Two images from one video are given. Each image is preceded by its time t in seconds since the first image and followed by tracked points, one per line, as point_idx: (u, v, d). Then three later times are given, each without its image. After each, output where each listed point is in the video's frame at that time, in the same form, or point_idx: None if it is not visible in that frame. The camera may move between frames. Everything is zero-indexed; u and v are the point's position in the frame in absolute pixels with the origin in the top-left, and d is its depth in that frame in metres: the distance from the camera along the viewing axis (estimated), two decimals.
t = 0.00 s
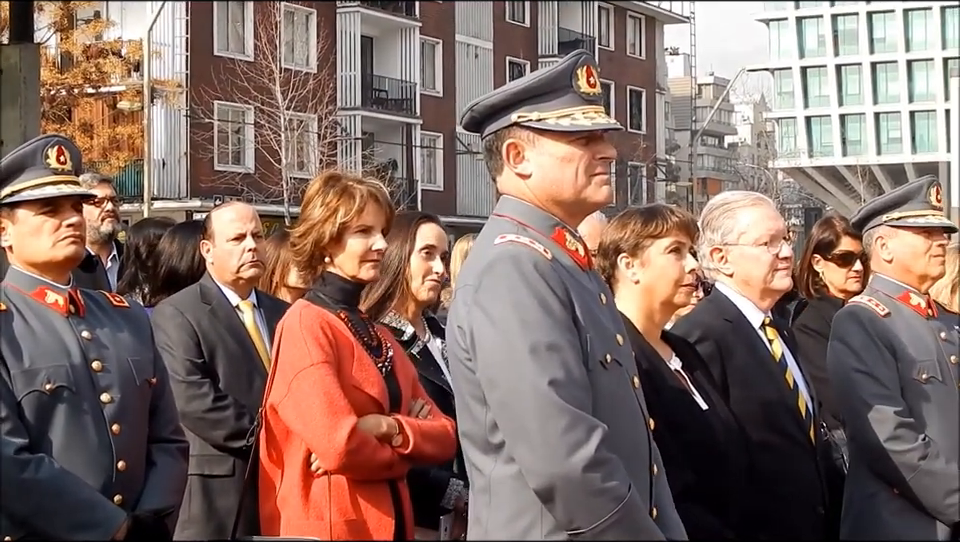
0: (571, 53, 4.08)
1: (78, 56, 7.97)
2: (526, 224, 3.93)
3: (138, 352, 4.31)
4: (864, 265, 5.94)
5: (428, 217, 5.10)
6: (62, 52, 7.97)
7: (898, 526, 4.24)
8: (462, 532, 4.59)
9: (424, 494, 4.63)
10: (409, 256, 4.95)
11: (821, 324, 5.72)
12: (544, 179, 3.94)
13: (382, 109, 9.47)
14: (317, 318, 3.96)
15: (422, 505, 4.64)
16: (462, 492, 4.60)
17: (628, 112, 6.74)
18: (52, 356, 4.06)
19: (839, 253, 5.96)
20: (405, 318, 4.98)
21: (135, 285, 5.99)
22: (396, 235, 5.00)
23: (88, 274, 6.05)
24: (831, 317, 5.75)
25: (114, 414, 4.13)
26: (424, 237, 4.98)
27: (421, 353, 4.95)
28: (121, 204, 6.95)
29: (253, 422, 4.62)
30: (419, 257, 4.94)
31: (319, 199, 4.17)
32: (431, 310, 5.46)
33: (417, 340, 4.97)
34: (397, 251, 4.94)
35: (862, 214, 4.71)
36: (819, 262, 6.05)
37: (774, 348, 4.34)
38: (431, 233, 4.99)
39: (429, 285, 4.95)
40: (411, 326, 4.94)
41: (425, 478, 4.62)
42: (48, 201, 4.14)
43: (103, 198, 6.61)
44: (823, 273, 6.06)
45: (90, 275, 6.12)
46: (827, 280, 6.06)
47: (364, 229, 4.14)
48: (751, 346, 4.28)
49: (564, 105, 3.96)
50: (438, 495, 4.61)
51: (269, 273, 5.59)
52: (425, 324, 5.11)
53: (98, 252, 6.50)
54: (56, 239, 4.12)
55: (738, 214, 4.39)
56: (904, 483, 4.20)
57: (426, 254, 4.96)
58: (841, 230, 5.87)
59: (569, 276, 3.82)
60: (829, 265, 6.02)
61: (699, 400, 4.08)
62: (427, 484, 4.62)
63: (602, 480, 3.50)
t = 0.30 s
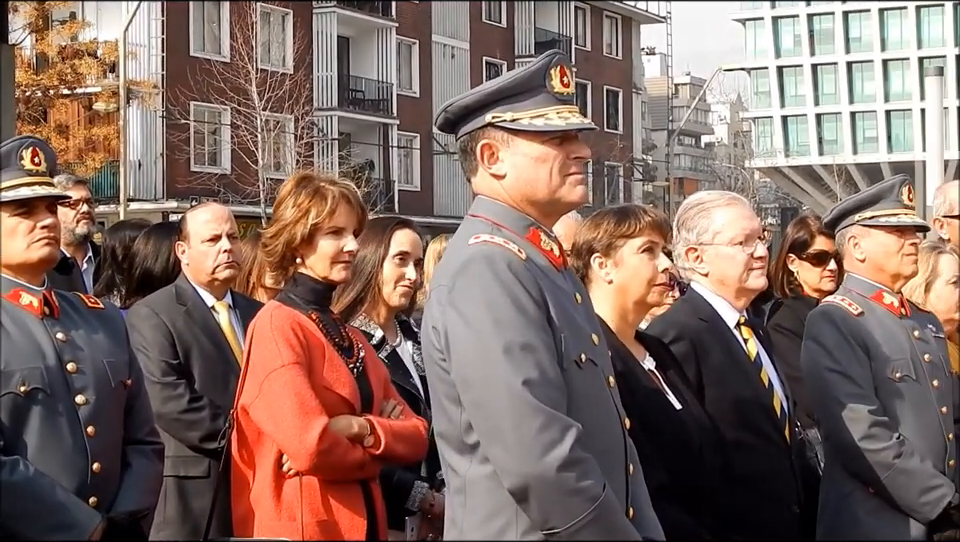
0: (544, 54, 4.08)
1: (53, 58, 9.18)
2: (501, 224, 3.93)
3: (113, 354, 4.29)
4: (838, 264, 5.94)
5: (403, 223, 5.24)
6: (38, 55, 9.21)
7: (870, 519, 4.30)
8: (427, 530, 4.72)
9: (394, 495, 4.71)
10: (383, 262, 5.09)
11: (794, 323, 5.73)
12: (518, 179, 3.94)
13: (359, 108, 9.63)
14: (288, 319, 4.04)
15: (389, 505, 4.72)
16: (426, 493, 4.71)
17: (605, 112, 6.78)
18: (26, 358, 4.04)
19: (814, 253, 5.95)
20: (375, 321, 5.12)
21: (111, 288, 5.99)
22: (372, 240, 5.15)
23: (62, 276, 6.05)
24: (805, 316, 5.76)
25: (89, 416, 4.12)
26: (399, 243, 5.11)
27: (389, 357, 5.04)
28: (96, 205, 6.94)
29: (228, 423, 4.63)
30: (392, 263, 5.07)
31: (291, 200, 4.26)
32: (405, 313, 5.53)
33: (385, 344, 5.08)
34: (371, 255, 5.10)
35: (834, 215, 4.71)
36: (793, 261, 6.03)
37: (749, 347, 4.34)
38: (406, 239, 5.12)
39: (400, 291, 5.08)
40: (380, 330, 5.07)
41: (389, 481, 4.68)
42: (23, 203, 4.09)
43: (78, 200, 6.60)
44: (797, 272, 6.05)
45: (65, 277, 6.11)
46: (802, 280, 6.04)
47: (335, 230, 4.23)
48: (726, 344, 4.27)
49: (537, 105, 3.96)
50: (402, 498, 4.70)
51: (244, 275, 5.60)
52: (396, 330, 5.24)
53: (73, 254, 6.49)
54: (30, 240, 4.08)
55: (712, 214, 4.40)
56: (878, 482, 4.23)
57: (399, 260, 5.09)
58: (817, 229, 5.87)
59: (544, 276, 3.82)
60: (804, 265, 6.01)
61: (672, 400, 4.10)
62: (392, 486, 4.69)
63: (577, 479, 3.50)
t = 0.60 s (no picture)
0: (523, 54, 4.07)
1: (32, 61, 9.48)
2: (479, 222, 3.93)
3: (90, 352, 4.27)
4: (814, 262, 6.00)
5: (372, 221, 5.28)
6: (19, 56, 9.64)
7: (855, 523, 4.23)
8: (405, 525, 4.73)
9: (371, 491, 4.71)
10: (353, 260, 5.11)
11: (771, 321, 5.76)
12: (497, 179, 3.94)
13: (334, 108, 9.69)
14: (263, 318, 4.04)
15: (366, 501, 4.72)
16: (405, 486, 4.70)
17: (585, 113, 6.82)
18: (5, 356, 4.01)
19: (790, 251, 5.99)
20: (347, 318, 5.12)
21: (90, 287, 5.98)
22: (342, 238, 5.15)
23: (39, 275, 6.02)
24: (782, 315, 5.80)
25: (67, 415, 4.11)
26: (369, 240, 5.14)
27: (363, 352, 5.08)
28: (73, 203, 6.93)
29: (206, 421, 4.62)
30: (363, 260, 5.10)
31: (267, 199, 4.27)
32: (373, 311, 5.62)
33: (358, 339, 5.10)
34: (342, 252, 5.10)
35: (811, 212, 4.75)
36: (771, 261, 6.08)
37: (727, 344, 4.38)
38: (376, 237, 5.16)
39: (371, 287, 5.10)
40: (352, 326, 5.08)
41: (366, 475, 4.68)
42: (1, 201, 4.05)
43: (55, 199, 6.60)
44: (775, 271, 6.08)
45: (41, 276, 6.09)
46: (780, 278, 6.07)
47: (311, 229, 4.24)
48: (705, 343, 4.29)
49: (518, 105, 3.96)
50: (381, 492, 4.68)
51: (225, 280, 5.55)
52: (367, 326, 5.27)
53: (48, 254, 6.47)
54: (8, 239, 4.03)
55: (691, 213, 4.40)
56: (857, 479, 4.24)
57: (370, 257, 5.13)
58: (793, 229, 5.91)
59: (525, 276, 3.82)
60: (780, 263, 6.04)
61: (650, 398, 4.11)
62: (370, 480, 4.69)
63: (558, 476, 3.51)
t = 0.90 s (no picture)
0: (503, 48, 4.08)
1: None
2: (457, 218, 3.93)
3: (68, 348, 4.26)
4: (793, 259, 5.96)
5: (346, 216, 5.28)
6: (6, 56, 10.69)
7: (832, 519, 4.33)
8: (378, 522, 4.74)
9: (343, 487, 4.73)
10: (327, 255, 5.13)
11: (747, 316, 5.79)
12: (476, 173, 3.95)
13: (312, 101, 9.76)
14: (239, 314, 4.04)
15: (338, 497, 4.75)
16: (375, 482, 4.74)
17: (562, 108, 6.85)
18: None
19: (768, 247, 5.98)
20: (320, 314, 5.13)
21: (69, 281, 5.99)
22: (315, 233, 5.18)
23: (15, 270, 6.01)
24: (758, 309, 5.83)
25: (44, 411, 4.09)
26: (342, 236, 5.16)
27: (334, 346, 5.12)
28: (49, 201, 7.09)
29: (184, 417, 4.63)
30: (336, 255, 5.12)
31: (244, 194, 4.27)
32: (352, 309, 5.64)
33: (330, 334, 5.14)
34: (317, 247, 5.12)
35: (786, 208, 4.78)
36: (748, 256, 6.06)
37: (705, 340, 4.41)
38: (349, 233, 5.18)
39: (345, 282, 5.12)
40: (324, 322, 5.12)
41: (337, 472, 4.71)
42: None
43: (32, 194, 6.77)
44: (752, 266, 6.06)
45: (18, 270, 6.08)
46: (757, 274, 6.05)
47: (287, 225, 4.24)
48: (683, 339, 4.33)
49: (496, 100, 3.98)
50: (351, 488, 4.71)
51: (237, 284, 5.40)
52: (343, 322, 5.31)
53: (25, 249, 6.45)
54: None
55: (669, 208, 4.42)
56: (834, 474, 4.30)
57: (344, 252, 5.14)
58: (771, 225, 5.91)
59: (502, 271, 3.82)
60: (758, 259, 6.03)
61: (625, 393, 4.15)
62: (339, 477, 4.72)
63: (534, 471, 3.52)
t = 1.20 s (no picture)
0: (481, 46, 4.07)
1: None
2: (433, 216, 3.93)
3: (45, 347, 4.24)
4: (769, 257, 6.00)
5: (332, 217, 5.28)
6: None
7: (805, 517, 4.40)
8: (365, 523, 4.72)
9: (328, 489, 4.76)
10: (314, 255, 5.14)
11: (724, 312, 5.82)
12: (452, 171, 3.95)
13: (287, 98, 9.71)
14: (217, 312, 4.04)
15: (325, 499, 4.76)
16: (362, 483, 4.75)
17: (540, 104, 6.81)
18: None
19: (745, 245, 6.01)
20: (307, 315, 5.14)
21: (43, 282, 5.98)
22: (300, 233, 5.20)
23: None
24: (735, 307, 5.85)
25: (21, 411, 4.08)
26: (327, 237, 5.16)
27: (320, 349, 5.08)
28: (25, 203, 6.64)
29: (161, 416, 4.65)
30: (323, 256, 5.12)
31: (221, 192, 4.26)
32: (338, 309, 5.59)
33: (317, 336, 5.12)
34: (301, 247, 5.16)
35: (760, 205, 4.83)
36: (725, 254, 6.08)
37: (681, 338, 4.42)
38: (335, 233, 5.18)
39: (332, 283, 5.12)
40: (311, 323, 5.11)
41: (324, 473, 4.75)
42: None
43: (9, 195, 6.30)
44: (729, 264, 6.10)
45: None
46: (734, 272, 6.09)
47: (266, 222, 4.23)
48: (659, 336, 4.35)
49: (473, 98, 3.96)
50: (338, 489, 4.74)
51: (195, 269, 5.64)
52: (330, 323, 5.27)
53: None
54: None
55: (646, 206, 4.42)
56: (807, 472, 4.36)
57: (329, 253, 5.15)
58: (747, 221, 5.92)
59: (478, 269, 3.81)
60: (735, 257, 6.06)
61: (601, 392, 4.17)
62: (326, 478, 4.75)
63: (509, 470, 3.52)
